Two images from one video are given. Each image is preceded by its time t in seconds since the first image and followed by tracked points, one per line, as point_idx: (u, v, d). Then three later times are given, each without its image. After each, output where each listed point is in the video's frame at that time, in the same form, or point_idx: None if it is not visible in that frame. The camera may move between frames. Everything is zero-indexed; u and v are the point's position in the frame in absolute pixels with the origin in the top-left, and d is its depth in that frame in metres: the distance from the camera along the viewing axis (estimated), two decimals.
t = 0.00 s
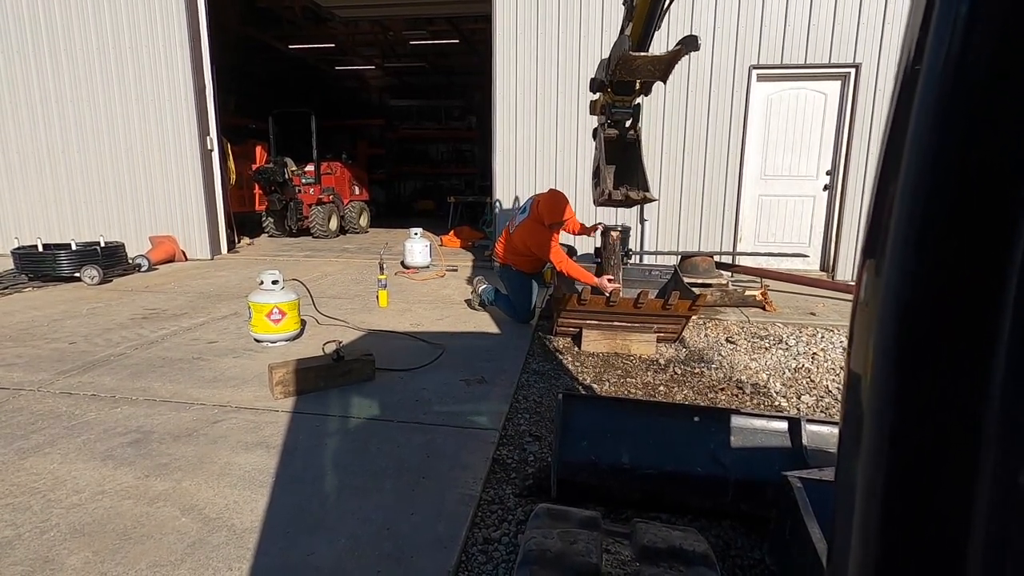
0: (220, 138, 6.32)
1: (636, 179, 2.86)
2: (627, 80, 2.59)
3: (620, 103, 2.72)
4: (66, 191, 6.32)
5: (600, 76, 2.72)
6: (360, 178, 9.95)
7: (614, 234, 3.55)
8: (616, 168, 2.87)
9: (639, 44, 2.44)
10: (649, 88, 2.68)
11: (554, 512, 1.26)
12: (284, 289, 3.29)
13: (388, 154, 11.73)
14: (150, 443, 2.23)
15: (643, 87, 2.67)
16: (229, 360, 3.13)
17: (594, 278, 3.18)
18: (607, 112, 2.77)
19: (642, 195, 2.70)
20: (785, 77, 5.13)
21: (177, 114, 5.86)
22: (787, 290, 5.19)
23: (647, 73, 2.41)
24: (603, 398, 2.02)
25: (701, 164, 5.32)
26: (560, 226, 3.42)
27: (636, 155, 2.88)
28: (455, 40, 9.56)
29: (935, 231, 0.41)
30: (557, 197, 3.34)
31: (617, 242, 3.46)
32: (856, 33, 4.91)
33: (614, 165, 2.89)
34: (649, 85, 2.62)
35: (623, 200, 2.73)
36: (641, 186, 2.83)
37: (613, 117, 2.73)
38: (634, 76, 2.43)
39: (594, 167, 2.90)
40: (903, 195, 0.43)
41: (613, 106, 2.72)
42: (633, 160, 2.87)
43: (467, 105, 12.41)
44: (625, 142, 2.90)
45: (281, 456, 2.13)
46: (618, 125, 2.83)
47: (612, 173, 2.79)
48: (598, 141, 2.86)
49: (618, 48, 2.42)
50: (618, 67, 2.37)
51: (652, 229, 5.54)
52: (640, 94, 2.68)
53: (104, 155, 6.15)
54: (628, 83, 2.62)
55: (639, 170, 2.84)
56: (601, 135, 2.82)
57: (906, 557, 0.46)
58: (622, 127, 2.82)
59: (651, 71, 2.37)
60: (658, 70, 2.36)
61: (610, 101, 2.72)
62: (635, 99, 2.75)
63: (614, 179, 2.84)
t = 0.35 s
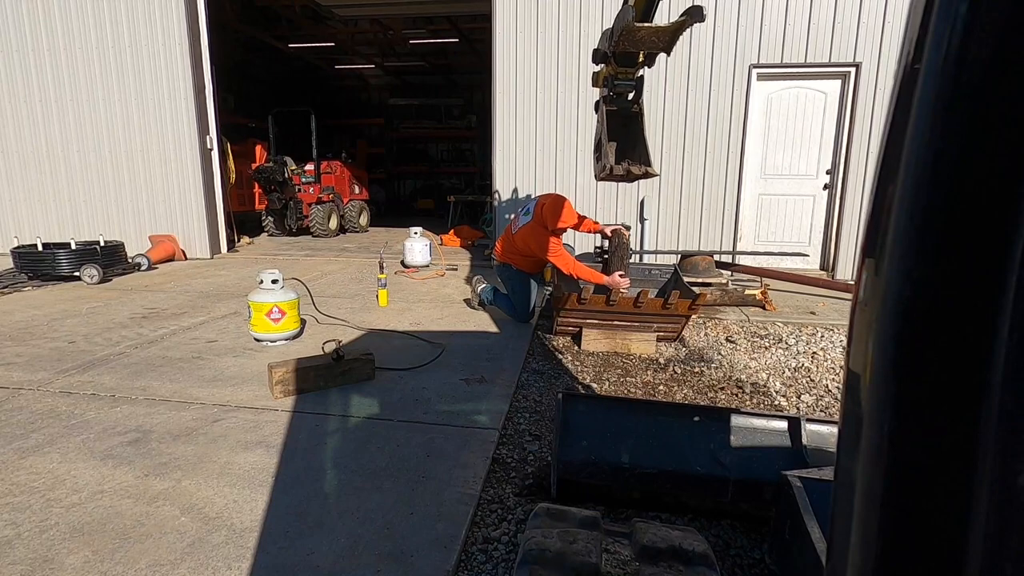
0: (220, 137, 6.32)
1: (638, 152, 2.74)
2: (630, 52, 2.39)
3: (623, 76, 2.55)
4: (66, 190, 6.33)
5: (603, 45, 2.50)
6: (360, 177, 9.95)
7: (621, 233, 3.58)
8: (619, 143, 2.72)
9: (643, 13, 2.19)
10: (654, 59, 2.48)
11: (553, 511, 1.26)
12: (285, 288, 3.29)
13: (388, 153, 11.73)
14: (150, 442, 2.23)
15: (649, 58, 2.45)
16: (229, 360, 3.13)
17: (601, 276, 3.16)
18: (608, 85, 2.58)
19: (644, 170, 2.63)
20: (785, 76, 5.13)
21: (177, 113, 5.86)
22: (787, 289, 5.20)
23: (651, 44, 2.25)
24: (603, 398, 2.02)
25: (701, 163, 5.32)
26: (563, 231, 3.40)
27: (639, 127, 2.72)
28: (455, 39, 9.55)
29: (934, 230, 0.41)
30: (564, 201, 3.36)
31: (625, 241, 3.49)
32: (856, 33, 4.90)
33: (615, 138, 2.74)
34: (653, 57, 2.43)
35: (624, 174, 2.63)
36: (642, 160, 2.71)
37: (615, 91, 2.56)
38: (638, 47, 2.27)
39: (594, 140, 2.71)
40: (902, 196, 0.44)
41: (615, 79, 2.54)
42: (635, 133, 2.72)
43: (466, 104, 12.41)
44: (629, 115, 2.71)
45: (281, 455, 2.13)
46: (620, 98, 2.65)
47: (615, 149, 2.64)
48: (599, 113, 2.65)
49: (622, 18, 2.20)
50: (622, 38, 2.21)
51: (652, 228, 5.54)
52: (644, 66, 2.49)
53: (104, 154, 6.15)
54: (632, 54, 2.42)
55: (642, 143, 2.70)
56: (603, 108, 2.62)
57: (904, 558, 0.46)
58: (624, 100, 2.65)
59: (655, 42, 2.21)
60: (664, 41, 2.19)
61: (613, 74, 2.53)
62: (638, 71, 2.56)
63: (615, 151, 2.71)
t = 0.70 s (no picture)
0: (219, 136, 6.31)
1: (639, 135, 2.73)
2: (632, 34, 2.36)
3: (625, 58, 2.52)
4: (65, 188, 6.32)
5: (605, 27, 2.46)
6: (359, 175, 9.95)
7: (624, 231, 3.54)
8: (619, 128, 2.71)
9: None
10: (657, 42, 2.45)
11: (553, 509, 1.26)
12: (284, 287, 3.29)
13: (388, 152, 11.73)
14: (150, 441, 2.23)
15: (650, 40, 2.44)
16: (229, 358, 3.13)
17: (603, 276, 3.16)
18: (609, 67, 2.56)
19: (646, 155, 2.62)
20: (785, 75, 5.13)
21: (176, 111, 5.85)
22: (786, 288, 5.21)
23: (654, 26, 2.20)
24: (602, 396, 2.02)
25: (701, 162, 5.32)
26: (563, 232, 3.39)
27: (639, 111, 2.70)
28: (455, 37, 9.55)
29: (934, 228, 0.41)
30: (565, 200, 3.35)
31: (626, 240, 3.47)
32: (856, 31, 4.90)
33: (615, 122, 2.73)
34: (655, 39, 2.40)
35: (625, 158, 2.62)
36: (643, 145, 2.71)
37: (617, 72, 2.53)
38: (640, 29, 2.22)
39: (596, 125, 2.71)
40: (903, 196, 0.44)
41: (617, 61, 2.52)
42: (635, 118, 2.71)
43: (466, 102, 12.40)
44: (629, 98, 2.68)
45: (281, 453, 2.14)
46: (621, 81, 2.60)
47: (615, 133, 2.62)
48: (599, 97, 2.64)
49: None
50: (624, 18, 2.16)
51: (652, 227, 5.55)
52: (646, 48, 2.46)
53: (104, 153, 6.14)
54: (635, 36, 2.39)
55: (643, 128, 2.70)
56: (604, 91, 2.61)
57: (904, 555, 0.46)
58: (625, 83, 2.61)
59: (658, 23, 2.16)
60: (666, 23, 2.15)
61: (614, 55, 2.51)
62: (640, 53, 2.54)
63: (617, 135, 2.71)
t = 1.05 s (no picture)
0: (218, 135, 6.30)
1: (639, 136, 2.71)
2: (631, 37, 2.33)
3: (624, 61, 2.50)
4: (64, 187, 6.31)
5: (604, 30, 2.44)
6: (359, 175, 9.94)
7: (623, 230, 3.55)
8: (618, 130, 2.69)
9: None
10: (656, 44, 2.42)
11: (552, 509, 1.26)
12: (283, 286, 3.29)
13: (387, 151, 11.73)
14: (149, 440, 2.23)
15: (649, 44, 2.40)
16: (228, 357, 3.13)
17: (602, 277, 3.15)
18: (610, 70, 2.54)
19: (644, 156, 2.64)
20: (785, 74, 5.13)
21: (174, 109, 5.84)
22: (786, 287, 5.21)
23: (653, 29, 2.18)
24: (602, 395, 2.02)
25: (701, 161, 5.32)
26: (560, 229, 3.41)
27: (639, 113, 2.68)
28: (454, 36, 9.54)
29: (934, 229, 0.41)
30: (557, 197, 3.36)
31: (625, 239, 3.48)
32: (856, 31, 4.89)
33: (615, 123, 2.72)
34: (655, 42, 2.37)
35: (625, 160, 2.64)
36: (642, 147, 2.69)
37: (617, 76, 2.52)
38: (640, 32, 2.20)
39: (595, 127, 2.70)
40: (903, 195, 0.44)
41: (617, 64, 2.50)
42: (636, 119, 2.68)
43: (466, 101, 12.40)
44: (629, 101, 2.67)
45: (280, 453, 2.13)
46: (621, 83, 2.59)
47: (615, 136, 2.63)
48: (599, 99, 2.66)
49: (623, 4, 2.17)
50: (624, 22, 2.15)
51: (651, 226, 5.54)
52: (645, 51, 2.43)
53: (102, 151, 6.13)
54: (634, 39, 2.36)
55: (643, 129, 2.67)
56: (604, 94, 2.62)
57: (904, 555, 0.46)
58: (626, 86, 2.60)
59: (657, 26, 2.14)
60: (665, 26, 2.14)
61: (614, 59, 2.49)
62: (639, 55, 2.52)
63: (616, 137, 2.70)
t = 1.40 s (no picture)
0: (217, 133, 6.29)
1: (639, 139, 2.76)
2: (632, 39, 2.30)
3: (625, 63, 2.51)
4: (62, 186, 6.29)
5: (605, 33, 2.43)
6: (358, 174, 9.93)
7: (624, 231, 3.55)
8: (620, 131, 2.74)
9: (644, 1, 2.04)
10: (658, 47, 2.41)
11: (551, 509, 1.26)
12: (281, 286, 3.28)
13: (387, 150, 11.72)
14: (147, 440, 2.22)
15: (650, 46, 2.38)
16: (226, 357, 3.12)
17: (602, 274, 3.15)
18: (611, 73, 2.55)
19: (646, 159, 2.61)
20: (784, 73, 5.12)
21: (173, 108, 5.82)
22: (785, 286, 5.20)
23: (654, 31, 2.17)
24: (601, 395, 2.02)
25: (700, 160, 5.32)
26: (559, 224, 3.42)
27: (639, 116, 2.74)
28: (453, 35, 9.54)
29: (935, 228, 0.40)
30: (554, 192, 3.38)
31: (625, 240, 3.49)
32: (855, 30, 4.89)
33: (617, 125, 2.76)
34: (657, 44, 2.36)
35: (625, 163, 2.59)
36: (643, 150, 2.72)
37: (618, 78, 2.53)
38: (641, 33, 2.19)
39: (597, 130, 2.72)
40: (904, 193, 0.43)
41: (618, 67, 2.50)
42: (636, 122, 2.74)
43: (465, 100, 12.39)
44: (629, 103, 2.71)
45: (278, 452, 2.13)
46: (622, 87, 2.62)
47: (615, 137, 2.63)
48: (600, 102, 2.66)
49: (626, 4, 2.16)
50: (625, 24, 2.14)
51: (650, 225, 5.53)
52: (646, 54, 2.41)
53: (100, 150, 6.12)
54: (635, 41, 2.34)
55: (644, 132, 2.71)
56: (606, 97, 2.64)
57: (903, 554, 0.46)
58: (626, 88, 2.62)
59: (658, 27, 2.13)
60: (666, 28, 2.13)
61: (614, 62, 2.49)
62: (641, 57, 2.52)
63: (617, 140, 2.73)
